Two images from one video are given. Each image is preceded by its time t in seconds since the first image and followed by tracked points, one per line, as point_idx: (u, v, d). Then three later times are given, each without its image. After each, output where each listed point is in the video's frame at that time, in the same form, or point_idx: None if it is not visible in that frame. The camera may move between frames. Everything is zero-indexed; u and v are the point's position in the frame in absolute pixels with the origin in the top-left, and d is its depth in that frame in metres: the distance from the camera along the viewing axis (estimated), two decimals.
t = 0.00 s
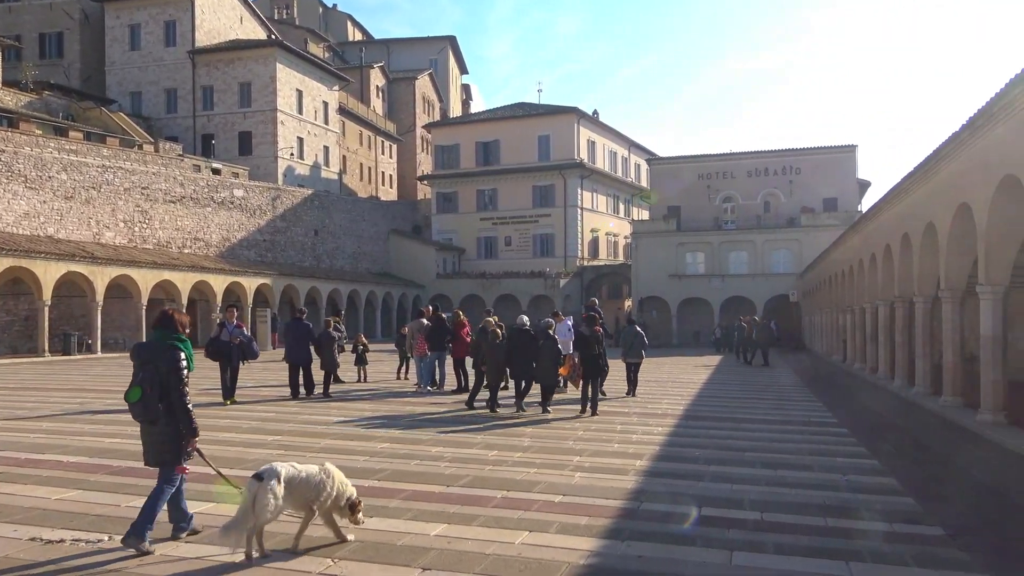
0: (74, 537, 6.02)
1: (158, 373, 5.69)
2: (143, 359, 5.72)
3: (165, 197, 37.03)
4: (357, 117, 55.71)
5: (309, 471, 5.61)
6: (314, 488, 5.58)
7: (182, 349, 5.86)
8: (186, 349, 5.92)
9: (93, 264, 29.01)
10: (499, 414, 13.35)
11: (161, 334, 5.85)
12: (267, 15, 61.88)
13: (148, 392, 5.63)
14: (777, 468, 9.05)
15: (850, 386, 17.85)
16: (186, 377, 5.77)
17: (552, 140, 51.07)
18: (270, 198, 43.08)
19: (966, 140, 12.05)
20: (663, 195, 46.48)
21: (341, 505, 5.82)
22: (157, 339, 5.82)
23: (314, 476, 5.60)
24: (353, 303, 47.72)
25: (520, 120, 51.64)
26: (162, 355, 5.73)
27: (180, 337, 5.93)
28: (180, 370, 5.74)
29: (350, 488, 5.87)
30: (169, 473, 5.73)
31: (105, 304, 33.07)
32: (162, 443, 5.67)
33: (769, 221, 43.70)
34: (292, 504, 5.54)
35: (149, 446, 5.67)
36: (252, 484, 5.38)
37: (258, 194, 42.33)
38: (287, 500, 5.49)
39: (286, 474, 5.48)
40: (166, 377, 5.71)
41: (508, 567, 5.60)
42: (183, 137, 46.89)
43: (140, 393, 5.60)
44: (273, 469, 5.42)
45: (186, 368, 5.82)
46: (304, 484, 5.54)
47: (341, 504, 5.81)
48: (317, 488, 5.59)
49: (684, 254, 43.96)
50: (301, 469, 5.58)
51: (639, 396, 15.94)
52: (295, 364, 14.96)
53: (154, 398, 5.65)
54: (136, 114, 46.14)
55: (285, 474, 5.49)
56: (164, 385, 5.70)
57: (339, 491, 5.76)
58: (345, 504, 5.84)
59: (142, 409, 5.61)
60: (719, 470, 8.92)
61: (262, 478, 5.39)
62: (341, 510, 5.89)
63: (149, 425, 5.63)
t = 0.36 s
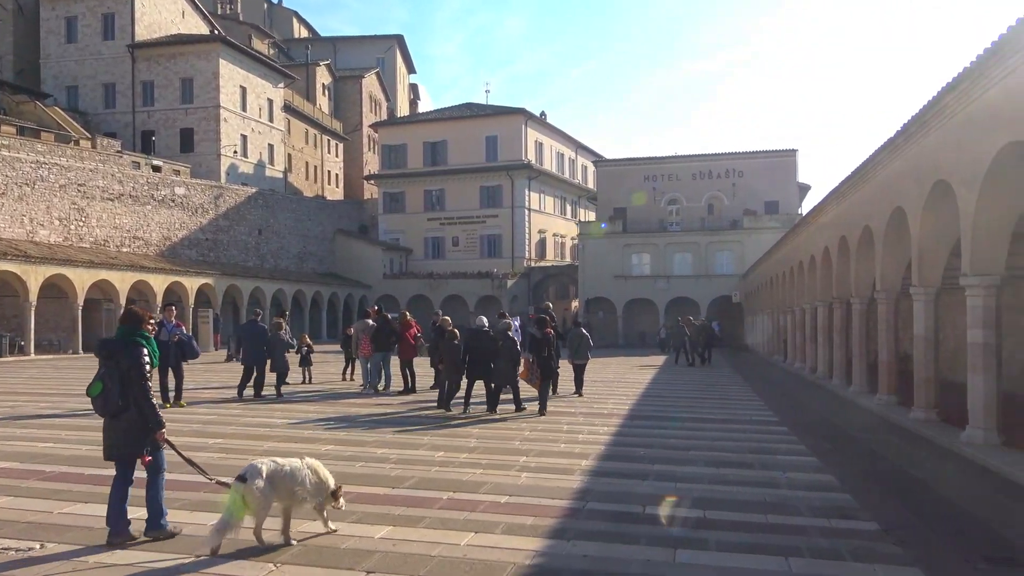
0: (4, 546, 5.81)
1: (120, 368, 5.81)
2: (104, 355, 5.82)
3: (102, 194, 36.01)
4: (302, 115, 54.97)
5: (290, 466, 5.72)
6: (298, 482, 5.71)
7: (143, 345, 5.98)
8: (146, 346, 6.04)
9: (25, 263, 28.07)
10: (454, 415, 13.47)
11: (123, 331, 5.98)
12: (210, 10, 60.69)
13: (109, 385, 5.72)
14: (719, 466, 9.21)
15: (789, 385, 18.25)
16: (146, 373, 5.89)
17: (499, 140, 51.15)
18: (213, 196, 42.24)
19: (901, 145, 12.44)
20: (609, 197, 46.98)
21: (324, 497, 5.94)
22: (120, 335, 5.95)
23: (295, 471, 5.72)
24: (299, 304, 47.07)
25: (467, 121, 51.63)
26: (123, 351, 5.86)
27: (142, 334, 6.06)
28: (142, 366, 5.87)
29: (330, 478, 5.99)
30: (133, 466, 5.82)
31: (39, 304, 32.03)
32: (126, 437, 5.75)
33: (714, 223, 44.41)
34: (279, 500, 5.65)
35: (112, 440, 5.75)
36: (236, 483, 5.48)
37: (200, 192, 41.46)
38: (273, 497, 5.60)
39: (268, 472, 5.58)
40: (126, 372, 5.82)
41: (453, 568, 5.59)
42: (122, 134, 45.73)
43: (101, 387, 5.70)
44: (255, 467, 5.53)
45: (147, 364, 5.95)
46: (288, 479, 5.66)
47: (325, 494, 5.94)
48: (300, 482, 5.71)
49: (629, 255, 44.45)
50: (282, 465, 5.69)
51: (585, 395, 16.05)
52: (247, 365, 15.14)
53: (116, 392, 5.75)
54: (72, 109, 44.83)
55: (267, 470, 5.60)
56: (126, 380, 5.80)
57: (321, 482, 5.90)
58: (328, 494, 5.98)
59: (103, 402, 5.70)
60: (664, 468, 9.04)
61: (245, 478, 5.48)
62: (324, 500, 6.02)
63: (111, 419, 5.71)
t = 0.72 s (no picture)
0: None
1: (104, 371, 5.85)
2: (87, 359, 5.84)
3: (39, 190, 34.85)
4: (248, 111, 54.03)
5: (266, 461, 5.90)
6: (276, 474, 5.93)
7: (122, 346, 6.02)
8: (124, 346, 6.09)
9: None
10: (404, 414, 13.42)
11: (99, 333, 5.97)
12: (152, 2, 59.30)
13: (96, 389, 5.78)
14: (666, 465, 9.31)
15: (733, 385, 18.57)
16: (130, 374, 5.95)
17: (449, 140, 51.08)
18: (155, 193, 41.27)
19: (841, 150, 12.76)
20: (558, 198, 47.47)
21: (297, 485, 6.22)
22: (97, 337, 5.95)
23: (273, 464, 5.93)
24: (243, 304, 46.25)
25: (415, 120, 51.47)
26: (105, 354, 5.88)
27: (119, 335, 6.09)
28: (126, 367, 5.92)
29: (302, 466, 6.26)
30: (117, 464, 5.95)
31: None
32: (113, 438, 5.86)
33: (661, 224, 44.99)
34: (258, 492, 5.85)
35: (97, 442, 5.83)
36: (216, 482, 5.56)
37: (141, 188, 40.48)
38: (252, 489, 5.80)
39: (249, 468, 5.73)
40: (111, 374, 5.87)
41: (400, 571, 5.54)
42: (60, 128, 44.44)
43: (88, 391, 5.75)
44: (234, 464, 5.63)
45: (129, 364, 6.01)
46: (267, 472, 5.86)
47: (299, 483, 6.22)
48: (277, 473, 5.92)
49: (578, 256, 44.76)
50: (260, 458, 5.88)
51: (533, 395, 16.11)
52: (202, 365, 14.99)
53: (102, 394, 5.81)
54: (7, 102, 43.38)
55: (245, 466, 5.73)
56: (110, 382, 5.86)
57: (296, 472, 6.16)
58: (301, 482, 6.25)
59: (91, 406, 5.75)
60: (611, 468, 9.11)
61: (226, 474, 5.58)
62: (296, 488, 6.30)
63: (97, 422, 5.79)
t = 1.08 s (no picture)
0: None
1: (79, 369, 5.96)
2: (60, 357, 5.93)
3: None
4: (197, 108, 53.03)
5: (246, 454, 6.25)
6: (254, 466, 6.27)
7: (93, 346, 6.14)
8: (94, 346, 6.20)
9: None
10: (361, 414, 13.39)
11: (71, 333, 6.07)
12: None
13: (73, 387, 5.89)
14: (619, 463, 9.39)
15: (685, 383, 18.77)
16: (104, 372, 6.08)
17: (402, 140, 50.87)
18: (100, 190, 40.25)
19: (790, 152, 12.98)
20: (512, 197, 47.57)
21: (273, 480, 6.56)
22: (69, 337, 6.05)
23: (251, 458, 6.26)
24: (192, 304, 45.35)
25: (368, 119, 51.17)
26: (80, 353, 6.00)
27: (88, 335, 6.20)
28: (100, 364, 6.05)
29: (277, 463, 6.60)
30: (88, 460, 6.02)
31: None
32: (88, 434, 5.95)
33: (613, 225, 45.38)
34: (239, 481, 6.19)
35: (70, 439, 5.88)
36: (201, 472, 5.83)
37: (85, 186, 39.43)
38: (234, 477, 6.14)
39: (231, 458, 6.05)
40: (86, 373, 5.98)
41: (354, 572, 5.52)
42: None
43: (65, 390, 5.85)
44: (218, 456, 5.92)
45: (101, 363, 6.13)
46: (246, 463, 6.21)
47: (274, 478, 6.55)
48: (256, 465, 6.28)
49: (531, 256, 44.85)
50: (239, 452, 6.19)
51: (487, 395, 16.08)
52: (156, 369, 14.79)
53: (78, 392, 5.91)
54: None
55: (229, 459, 6.04)
56: (85, 381, 5.98)
57: (273, 468, 6.52)
58: (277, 478, 6.60)
59: (68, 404, 5.84)
60: (565, 467, 9.14)
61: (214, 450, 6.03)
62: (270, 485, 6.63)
63: (72, 419, 5.87)
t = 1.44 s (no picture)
0: None
1: (45, 367, 6.25)
2: (27, 356, 6.23)
3: None
4: (153, 104, 52.12)
5: (231, 449, 6.52)
6: (242, 463, 6.54)
7: (61, 346, 6.41)
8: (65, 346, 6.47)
9: None
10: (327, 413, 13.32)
11: (43, 333, 6.38)
12: None
13: (35, 384, 6.16)
14: (580, 460, 9.44)
15: (646, 381, 18.88)
16: (69, 371, 6.33)
17: (363, 137, 50.56)
18: (52, 187, 39.35)
19: (748, 151, 13.12)
20: (473, 196, 47.52)
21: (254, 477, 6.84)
22: (39, 337, 6.36)
23: (236, 453, 6.53)
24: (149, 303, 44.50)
25: (328, 116, 50.77)
26: (48, 352, 6.30)
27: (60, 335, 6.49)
28: (65, 363, 6.31)
29: (258, 460, 6.89)
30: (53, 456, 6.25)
31: None
32: (49, 429, 6.18)
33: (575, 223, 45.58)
34: (226, 478, 6.43)
35: (32, 435, 6.14)
36: (193, 465, 6.09)
37: (37, 183, 38.52)
38: (222, 475, 6.37)
39: (220, 453, 6.32)
40: (51, 371, 6.26)
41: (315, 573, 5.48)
42: None
43: (27, 386, 6.13)
44: (209, 451, 6.19)
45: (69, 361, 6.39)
46: (234, 461, 6.47)
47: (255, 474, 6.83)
48: (243, 462, 6.55)
49: (493, 254, 44.82)
50: (225, 447, 6.45)
51: (449, 393, 16.03)
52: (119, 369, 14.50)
53: (40, 390, 6.18)
54: None
55: (217, 454, 6.30)
56: (51, 380, 6.25)
57: (255, 463, 6.82)
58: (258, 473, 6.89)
59: (28, 399, 6.12)
60: (527, 464, 9.18)
61: (201, 458, 6.14)
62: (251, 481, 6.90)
63: (32, 415, 6.12)
